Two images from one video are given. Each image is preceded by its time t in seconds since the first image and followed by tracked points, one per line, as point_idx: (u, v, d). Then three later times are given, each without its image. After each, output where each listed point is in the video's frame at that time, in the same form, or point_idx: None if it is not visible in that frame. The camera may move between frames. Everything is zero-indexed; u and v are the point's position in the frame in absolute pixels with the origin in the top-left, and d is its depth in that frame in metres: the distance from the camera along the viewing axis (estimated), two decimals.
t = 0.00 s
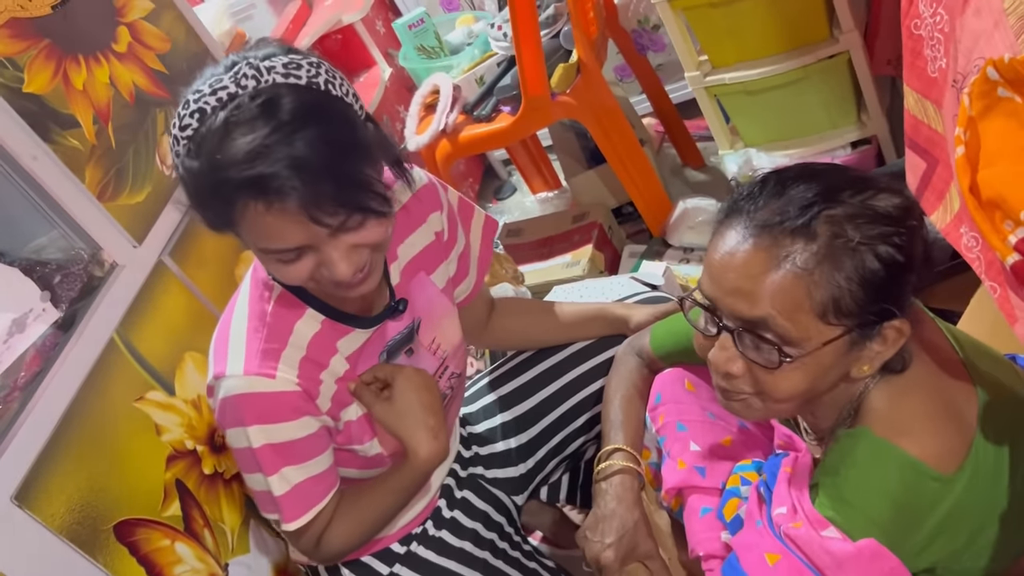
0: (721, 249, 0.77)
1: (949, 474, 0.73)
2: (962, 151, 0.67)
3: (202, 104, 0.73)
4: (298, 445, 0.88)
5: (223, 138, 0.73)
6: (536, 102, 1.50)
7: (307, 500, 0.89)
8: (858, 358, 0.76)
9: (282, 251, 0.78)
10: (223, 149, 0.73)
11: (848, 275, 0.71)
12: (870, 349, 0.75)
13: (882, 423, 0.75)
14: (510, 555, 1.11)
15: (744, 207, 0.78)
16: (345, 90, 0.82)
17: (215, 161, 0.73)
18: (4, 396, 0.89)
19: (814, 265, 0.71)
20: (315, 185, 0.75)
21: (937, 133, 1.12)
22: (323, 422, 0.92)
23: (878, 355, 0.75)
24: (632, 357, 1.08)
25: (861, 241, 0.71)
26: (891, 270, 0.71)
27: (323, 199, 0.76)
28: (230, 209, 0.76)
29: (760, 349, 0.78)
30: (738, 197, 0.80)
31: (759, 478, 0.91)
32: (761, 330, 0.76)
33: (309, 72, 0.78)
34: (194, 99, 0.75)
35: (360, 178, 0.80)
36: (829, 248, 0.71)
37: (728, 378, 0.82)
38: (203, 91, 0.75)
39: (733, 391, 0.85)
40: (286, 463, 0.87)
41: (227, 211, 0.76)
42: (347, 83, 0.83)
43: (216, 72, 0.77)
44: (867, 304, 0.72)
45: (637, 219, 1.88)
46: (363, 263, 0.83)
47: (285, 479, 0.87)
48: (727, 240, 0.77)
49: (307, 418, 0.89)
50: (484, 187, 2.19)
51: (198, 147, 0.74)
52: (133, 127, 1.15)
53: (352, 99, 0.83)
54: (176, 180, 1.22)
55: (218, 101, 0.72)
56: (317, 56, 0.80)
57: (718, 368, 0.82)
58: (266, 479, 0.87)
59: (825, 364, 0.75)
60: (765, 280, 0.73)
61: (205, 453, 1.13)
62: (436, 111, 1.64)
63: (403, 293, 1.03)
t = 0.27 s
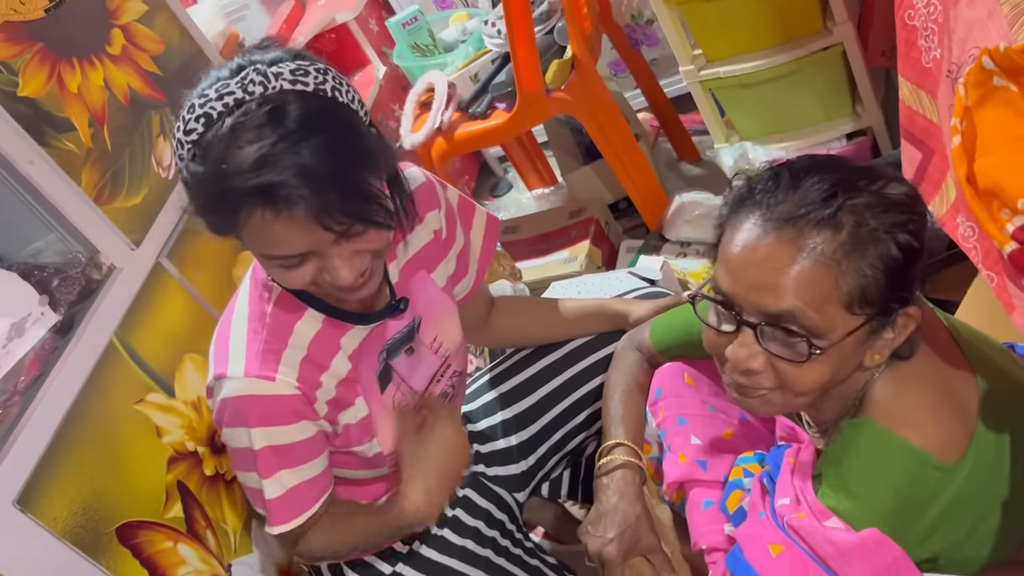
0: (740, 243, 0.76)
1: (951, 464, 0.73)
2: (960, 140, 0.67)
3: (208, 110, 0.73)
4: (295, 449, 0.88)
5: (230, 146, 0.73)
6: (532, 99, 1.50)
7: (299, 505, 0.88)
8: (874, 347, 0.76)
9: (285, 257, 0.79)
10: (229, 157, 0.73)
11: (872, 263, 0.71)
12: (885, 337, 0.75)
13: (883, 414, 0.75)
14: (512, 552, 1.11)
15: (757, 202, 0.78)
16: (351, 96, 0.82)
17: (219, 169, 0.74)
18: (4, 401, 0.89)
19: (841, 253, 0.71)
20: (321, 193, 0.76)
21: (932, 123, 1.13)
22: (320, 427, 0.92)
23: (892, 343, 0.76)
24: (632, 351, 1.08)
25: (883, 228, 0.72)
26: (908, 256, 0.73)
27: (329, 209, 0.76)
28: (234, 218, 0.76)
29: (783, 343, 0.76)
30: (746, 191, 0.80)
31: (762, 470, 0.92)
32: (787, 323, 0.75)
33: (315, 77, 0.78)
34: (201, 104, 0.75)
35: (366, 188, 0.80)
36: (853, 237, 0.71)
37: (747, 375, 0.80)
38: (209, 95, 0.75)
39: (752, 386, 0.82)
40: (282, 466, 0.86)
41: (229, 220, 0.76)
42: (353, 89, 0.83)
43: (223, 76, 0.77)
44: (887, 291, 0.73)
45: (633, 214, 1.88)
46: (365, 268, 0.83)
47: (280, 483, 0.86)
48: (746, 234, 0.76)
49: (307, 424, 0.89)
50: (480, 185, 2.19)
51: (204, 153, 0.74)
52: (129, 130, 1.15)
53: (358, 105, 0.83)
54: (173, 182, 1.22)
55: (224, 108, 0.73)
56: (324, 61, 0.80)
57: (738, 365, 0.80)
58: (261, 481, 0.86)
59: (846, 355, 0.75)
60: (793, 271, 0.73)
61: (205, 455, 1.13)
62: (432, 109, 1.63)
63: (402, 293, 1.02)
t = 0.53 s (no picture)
0: (749, 233, 0.76)
1: (958, 450, 0.74)
2: (960, 126, 0.67)
3: (205, 83, 0.74)
4: (303, 445, 0.86)
5: (224, 114, 0.73)
6: (528, 93, 1.50)
7: (307, 503, 0.87)
8: (881, 335, 0.76)
9: (284, 235, 0.79)
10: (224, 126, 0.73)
11: (882, 250, 0.72)
12: (892, 324, 0.76)
13: (890, 401, 0.76)
14: (514, 544, 1.10)
15: (761, 194, 0.78)
16: (346, 76, 0.82)
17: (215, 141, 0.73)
18: (5, 404, 0.89)
19: (851, 242, 0.72)
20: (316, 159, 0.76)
21: (928, 110, 1.13)
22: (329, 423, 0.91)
23: (899, 332, 0.76)
24: (633, 342, 1.09)
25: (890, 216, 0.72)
26: (915, 243, 0.73)
27: (327, 174, 0.77)
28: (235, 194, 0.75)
29: (795, 334, 0.76)
30: (749, 184, 0.80)
31: (768, 459, 0.92)
32: (799, 313, 0.75)
33: (311, 53, 0.78)
34: (199, 80, 0.75)
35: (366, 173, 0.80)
36: (862, 225, 0.72)
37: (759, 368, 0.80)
38: (208, 72, 0.75)
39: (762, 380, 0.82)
40: (289, 462, 0.86)
41: (223, 192, 0.76)
42: (348, 70, 0.83)
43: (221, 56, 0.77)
44: (896, 279, 0.73)
45: (630, 207, 1.88)
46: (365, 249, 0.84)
47: (287, 479, 0.85)
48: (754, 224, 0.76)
49: (315, 417, 0.88)
50: (476, 180, 2.19)
51: (198, 124, 0.74)
52: (125, 131, 1.14)
53: (354, 86, 0.84)
54: (170, 182, 1.21)
55: (221, 78, 0.73)
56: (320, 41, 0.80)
57: (750, 360, 0.80)
58: (269, 477, 0.85)
59: (857, 346, 0.75)
60: (804, 260, 0.72)
61: (208, 454, 1.13)
62: (427, 105, 1.63)
63: (405, 287, 1.02)
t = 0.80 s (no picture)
0: (749, 229, 0.76)
1: (972, 433, 0.74)
2: (970, 100, 0.66)
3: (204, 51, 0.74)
4: (322, 430, 0.85)
5: (224, 78, 0.73)
6: (525, 81, 1.49)
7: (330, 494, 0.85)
8: (890, 320, 0.75)
9: (291, 201, 0.79)
10: (223, 86, 0.73)
11: (884, 245, 0.71)
12: (899, 312, 0.75)
13: (903, 384, 0.75)
14: (520, 537, 1.09)
15: (763, 186, 0.77)
16: (344, 47, 0.82)
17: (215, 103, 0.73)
18: (6, 402, 0.88)
19: (852, 238, 0.71)
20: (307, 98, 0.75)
21: (930, 90, 1.12)
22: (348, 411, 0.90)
23: (907, 318, 0.76)
24: (638, 329, 1.08)
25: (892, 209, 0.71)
26: (919, 235, 0.72)
27: (334, 128, 0.77)
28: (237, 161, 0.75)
29: (798, 328, 0.77)
30: (751, 175, 0.79)
31: (777, 444, 0.91)
32: (800, 309, 0.75)
33: (309, 22, 0.79)
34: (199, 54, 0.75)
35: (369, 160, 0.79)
36: (863, 220, 0.71)
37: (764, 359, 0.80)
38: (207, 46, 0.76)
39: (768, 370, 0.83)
40: (311, 449, 0.84)
41: (224, 158, 0.76)
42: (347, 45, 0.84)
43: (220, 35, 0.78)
44: (900, 270, 0.72)
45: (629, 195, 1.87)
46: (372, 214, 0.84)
47: (310, 466, 0.84)
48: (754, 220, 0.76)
49: (332, 402, 0.87)
50: (473, 171, 2.18)
51: (199, 91, 0.74)
52: (121, 124, 1.13)
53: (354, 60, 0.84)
54: (167, 176, 1.20)
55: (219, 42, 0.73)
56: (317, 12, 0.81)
57: (754, 351, 0.80)
58: (290, 469, 0.84)
59: (861, 337, 0.75)
60: (804, 258, 0.72)
61: (212, 449, 1.12)
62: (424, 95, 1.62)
63: (412, 270, 1.02)
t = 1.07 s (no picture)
0: (743, 225, 0.76)
1: (983, 413, 0.74)
2: (977, 79, 0.66)
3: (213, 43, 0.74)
4: (323, 416, 0.84)
5: (236, 71, 0.73)
6: (522, 72, 1.49)
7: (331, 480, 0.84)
8: (893, 305, 0.75)
9: (302, 192, 0.79)
10: (236, 80, 0.73)
11: (879, 236, 0.71)
12: (902, 297, 0.75)
13: (913, 365, 0.76)
14: (531, 527, 1.08)
15: (757, 178, 0.77)
16: (350, 32, 0.82)
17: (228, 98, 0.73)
18: (11, 402, 0.87)
19: (846, 231, 0.71)
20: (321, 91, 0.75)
21: (929, 73, 1.11)
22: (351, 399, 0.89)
23: (911, 303, 0.76)
24: (643, 318, 1.09)
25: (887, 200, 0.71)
26: (916, 222, 0.72)
27: (348, 118, 0.77)
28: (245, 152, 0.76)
29: (797, 320, 0.77)
30: (745, 165, 0.79)
31: (785, 430, 0.91)
32: (798, 303, 0.75)
33: (315, 11, 0.78)
34: (205, 43, 0.75)
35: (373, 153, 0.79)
36: (856, 213, 0.71)
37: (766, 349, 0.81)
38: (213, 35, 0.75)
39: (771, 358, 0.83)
40: (312, 435, 0.83)
41: (228, 154, 0.75)
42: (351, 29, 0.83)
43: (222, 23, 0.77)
44: (898, 259, 0.72)
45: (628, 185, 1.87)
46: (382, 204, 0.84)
47: (311, 451, 0.83)
48: (747, 216, 0.75)
49: (336, 388, 0.86)
50: (470, 164, 2.17)
51: (210, 83, 0.74)
52: (118, 122, 1.12)
53: (359, 44, 0.83)
54: (165, 173, 1.20)
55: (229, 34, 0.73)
56: None
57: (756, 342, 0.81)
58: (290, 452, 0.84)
59: (862, 326, 0.75)
60: (798, 254, 0.72)
61: (217, 447, 1.12)
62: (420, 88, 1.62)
63: (419, 256, 1.03)
